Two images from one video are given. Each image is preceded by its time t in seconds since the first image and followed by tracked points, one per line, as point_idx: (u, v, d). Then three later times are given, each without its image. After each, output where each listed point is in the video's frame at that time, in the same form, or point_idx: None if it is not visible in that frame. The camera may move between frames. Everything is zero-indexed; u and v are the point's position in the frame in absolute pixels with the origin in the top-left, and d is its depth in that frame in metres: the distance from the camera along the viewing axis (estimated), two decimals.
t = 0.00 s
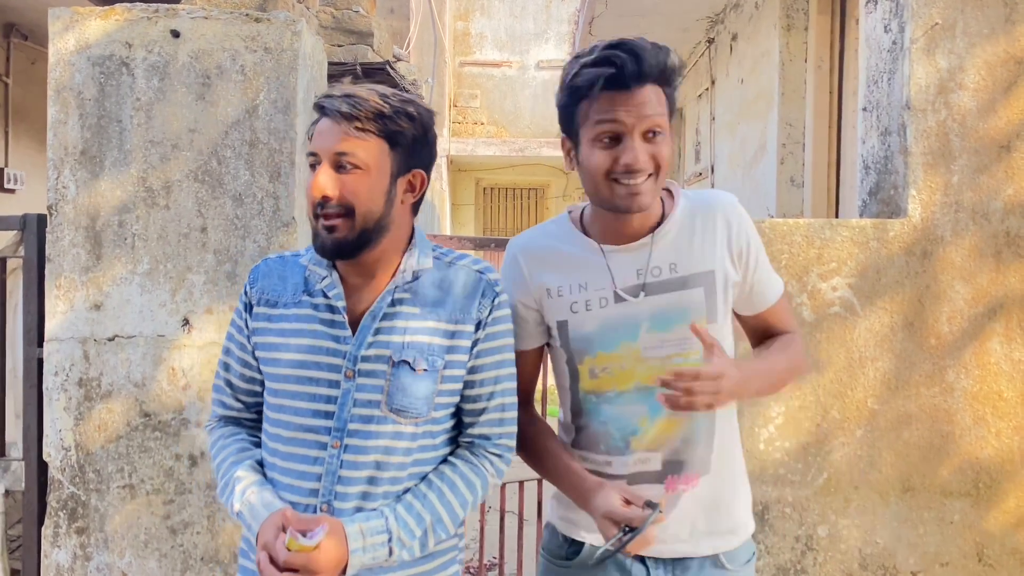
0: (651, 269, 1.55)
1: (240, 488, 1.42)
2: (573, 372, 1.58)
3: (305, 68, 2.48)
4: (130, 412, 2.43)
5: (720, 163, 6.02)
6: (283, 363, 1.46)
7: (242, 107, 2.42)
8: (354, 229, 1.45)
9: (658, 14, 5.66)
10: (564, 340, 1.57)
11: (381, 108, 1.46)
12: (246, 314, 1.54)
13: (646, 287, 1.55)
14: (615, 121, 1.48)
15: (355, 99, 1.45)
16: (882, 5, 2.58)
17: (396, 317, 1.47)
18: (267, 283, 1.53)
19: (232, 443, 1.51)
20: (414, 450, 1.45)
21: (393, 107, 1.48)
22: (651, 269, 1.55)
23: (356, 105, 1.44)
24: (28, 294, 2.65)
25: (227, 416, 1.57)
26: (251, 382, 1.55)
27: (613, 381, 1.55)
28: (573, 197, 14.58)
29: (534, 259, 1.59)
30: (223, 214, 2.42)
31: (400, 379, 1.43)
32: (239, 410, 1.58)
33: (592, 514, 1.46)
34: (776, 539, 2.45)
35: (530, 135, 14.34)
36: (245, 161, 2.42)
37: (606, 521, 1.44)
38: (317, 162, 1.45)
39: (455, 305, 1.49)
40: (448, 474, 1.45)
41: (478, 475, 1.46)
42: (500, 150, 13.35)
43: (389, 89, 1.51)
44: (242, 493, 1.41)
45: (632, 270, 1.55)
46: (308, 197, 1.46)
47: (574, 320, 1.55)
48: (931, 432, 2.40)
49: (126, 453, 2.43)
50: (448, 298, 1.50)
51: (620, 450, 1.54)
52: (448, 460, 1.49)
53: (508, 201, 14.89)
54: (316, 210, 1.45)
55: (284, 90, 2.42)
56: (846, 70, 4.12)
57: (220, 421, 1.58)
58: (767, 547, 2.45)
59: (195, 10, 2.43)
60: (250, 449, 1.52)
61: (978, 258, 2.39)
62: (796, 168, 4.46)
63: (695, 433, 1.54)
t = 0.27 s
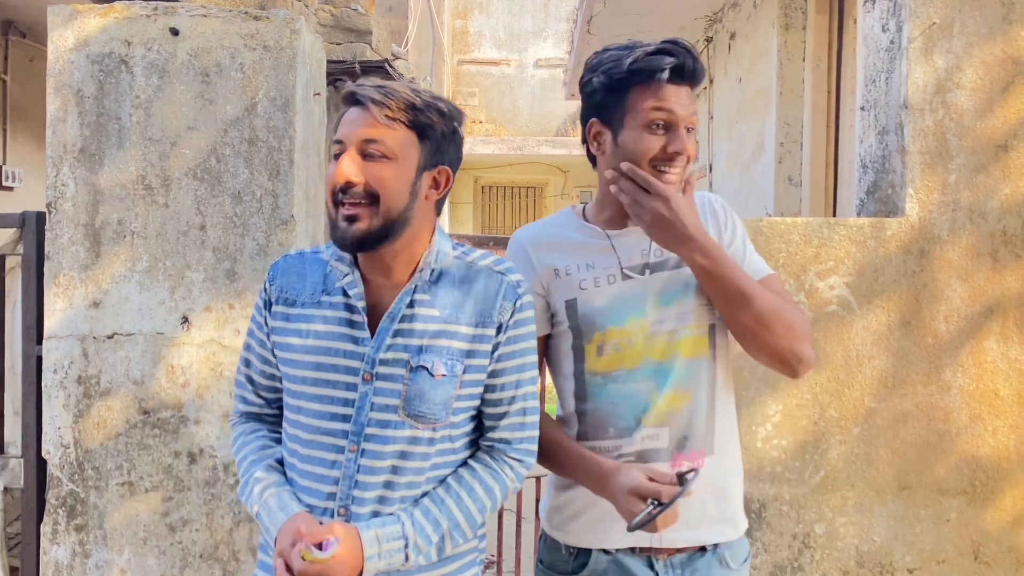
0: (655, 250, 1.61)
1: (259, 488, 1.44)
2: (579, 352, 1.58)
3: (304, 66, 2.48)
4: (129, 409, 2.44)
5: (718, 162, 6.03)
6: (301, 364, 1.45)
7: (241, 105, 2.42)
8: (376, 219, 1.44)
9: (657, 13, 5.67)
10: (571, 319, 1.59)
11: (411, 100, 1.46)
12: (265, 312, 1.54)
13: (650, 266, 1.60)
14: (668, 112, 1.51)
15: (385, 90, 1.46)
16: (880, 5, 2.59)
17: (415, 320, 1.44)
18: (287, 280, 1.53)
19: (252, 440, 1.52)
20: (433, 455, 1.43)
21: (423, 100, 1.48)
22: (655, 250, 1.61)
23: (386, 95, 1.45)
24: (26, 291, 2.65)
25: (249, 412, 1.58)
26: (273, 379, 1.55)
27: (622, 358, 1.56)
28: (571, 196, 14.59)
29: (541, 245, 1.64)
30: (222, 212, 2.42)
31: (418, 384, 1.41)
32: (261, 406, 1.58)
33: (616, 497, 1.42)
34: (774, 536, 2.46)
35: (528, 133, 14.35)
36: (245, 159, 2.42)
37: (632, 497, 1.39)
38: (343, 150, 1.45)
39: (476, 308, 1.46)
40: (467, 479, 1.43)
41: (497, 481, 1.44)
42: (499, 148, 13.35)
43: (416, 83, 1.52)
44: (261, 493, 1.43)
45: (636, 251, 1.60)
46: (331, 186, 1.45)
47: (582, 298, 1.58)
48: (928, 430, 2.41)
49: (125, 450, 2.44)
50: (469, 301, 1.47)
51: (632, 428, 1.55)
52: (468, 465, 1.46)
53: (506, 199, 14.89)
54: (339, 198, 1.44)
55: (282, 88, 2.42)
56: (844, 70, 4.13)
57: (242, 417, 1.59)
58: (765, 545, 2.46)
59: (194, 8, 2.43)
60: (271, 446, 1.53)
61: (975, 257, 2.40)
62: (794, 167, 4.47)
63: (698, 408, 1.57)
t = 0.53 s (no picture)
0: (670, 250, 1.66)
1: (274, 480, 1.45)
2: (585, 337, 1.63)
3: (303, 63, 2.48)
4: (128, 406, 2.44)
5: (716, 159, 6.04)
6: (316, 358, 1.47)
7: (239, 102, 2.42)
8: (387, 224, 1.44)
9: (655, 10, 5.66)
10: (579, 306, 1.64)
11: (422, 101, 1.45)
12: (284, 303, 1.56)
13: (665, 265, 1.65)
14: (637, 109, 1.62)
15: (397, 89, 1.44)
16: (877, 3, 2.59)
17: (424, 313, 1.44)
18: (304, 272, 1.54)
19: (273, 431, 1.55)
20: (443, 450, 1.42)
21: (436, 99, 1.46)
22: (670, 250, 1.66)
23: (396, 96, 1.43)
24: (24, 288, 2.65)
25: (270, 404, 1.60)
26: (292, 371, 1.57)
27: (626, 348, 1.61)
28: (569, 194, 14.59)
29: (559, 234, 1.70)
30: (220, 209, 2.42)
31: (425, 379, 1.40)
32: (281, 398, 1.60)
33: (631, 476, 1.44)
34: (770, 533, 2.47)
35: (526, 131, 14.34)
36: (243, 156, 2.42)
37: (649, 473, 1.42)
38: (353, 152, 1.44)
39: (485, 303, 1.46)
40: (477, 475, 1.42)
41: (507, 477, 1.42)
42: (497, 146, 13.34)
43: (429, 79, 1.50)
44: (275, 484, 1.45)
45: (653, 247, 1.66)
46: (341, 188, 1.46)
47: (593, 286, 1.64)
48: (924, 427, 2.42)
49: (123, 446, 2.44)
50: (477, 297, 1.46)
51: (627, 415, 1.59)
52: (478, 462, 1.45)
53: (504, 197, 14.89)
54: (349, 201, 1.45)
55: (281, 85, 2.42)
56: (842, 67, 4.14)
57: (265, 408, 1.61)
58: (761, 541, 2.47)
59: (192, 5, 2.43)
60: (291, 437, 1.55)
61: (971, 254, 2.41)
62: (791, 165, 4.48)
63: (698, 409, 1.61)
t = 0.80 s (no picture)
0: (669, 249, 1.67)
1: (274, 477, 1.43)
2: (578, 333, 1.68)
3: (303, 59, 2.48)
4: (129, 402, 2.44)
5: (715, 157, 6.04)
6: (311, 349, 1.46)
7: (240, 99, 2.42)
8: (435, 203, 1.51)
9: (655, 7, 5.66)
10: (574, 302, 1.69)
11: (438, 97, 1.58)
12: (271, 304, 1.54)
13: (662, 263, 1.66)
14: (635, 109, 1.66)
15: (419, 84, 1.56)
16: None
17: (420, 290, 1.47)
18: (288, 270, 1.54)
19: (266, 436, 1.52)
20: (446, 421, 1.43)
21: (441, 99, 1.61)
22: (669, 250, 1.67)
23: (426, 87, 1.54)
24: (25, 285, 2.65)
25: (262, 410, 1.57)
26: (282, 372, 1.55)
27: (616, 345, 1.64)
28: (568, 191, 14.59)
29: (561, 229, 1.75)
30: (221, 205, 2.42)
31: (429, 349, 1.43)
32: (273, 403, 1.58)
33: (617, 456, 1.51)
34: (770, 528, 2.48)
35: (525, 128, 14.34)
36: (243, 152, 2.43)
37: (634, 453, 1.49)
38: (400, 134, 1.49)
39: (478, 273, 1.50)
40: (478, 442, 1.41)
41: (508, 441, 1.41)
42: (496, 143, 13.33)
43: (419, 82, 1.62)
44: (276, 481, 1.42)
45: (651, 246, 1.68)
46: (390, 170, 1.48)
47: (586, 283, 1.68)
48: (923, 423, 2.43)
49: (125, 442, 2.44)
50: (469, 269, 1.50)
51: (613, 413, 1.62)
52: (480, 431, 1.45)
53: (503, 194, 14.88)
54: (399, 182, 1.48)
55: (282, 81, 2.42)
56: (841, 64, 4.14)
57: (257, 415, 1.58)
58: (761, 536, 2.48)
59: (193, 2, 2.43)
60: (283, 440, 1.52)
61: (970, 251, 2.41)
62: (791, 162, 4.48)
63: (687, 409, 1.62)
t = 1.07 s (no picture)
0: (669, 253, 1.67)
1: (244, 485, 1.41)
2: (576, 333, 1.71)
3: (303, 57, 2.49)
4: (130, 399, 2.45)
5: (715, 154, 6.04)
6: (273, 351, 1.46)
7: (240, 97, 2.43)
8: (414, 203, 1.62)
9: (655, 5, 5.66)
10: (573, 302, 1.71)
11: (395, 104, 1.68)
12: (208, 308, 1.49)
13: (661, 267, 1.66)
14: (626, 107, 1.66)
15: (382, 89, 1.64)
16: None
17: (386, 287, 1.56)
18: (233, 273, 1.49)
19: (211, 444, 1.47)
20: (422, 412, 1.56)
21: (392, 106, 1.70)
22: (669, 253, 1.67)
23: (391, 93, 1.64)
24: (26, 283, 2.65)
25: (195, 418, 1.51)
26: (220, 377, 1.51)
27: (612, 347, 1.66)
28: (568, 188, 14.59)
29: (564, 225, 1.75)
30: (222, 203, 2.43)
31: (405, 344, 1.53)
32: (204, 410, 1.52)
33: (608, 451, 1.53)
34: (769, 524, 2.49)
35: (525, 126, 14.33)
36: (244, 150, 2.43)
37: (624, 450, 1.50)
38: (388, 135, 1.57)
39: (438, 271, 1.62)
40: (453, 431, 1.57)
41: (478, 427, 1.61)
42: (495, 140, 13.32)
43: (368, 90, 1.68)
44: (247, 490, 1.41)
45: (652, 249, 1.68)
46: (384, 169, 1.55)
47: (586, 284, 1.69)
48: (922, 419, 2.43)
49: (126, 440, 2.45)
50: (428, 266, 1.61)
51: (605, 413, 1.65)
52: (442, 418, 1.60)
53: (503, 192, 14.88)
54: (393, 180, 1.56)
55: (282, 80, 2.43)
56: (840, 62, 4.15)
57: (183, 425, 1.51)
58: (760, 533, 2.49)
59: None
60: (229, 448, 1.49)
61: (969, 248, 2.42)
62: (790, 159, 4.49)
63: (680, 413, 1.64)
